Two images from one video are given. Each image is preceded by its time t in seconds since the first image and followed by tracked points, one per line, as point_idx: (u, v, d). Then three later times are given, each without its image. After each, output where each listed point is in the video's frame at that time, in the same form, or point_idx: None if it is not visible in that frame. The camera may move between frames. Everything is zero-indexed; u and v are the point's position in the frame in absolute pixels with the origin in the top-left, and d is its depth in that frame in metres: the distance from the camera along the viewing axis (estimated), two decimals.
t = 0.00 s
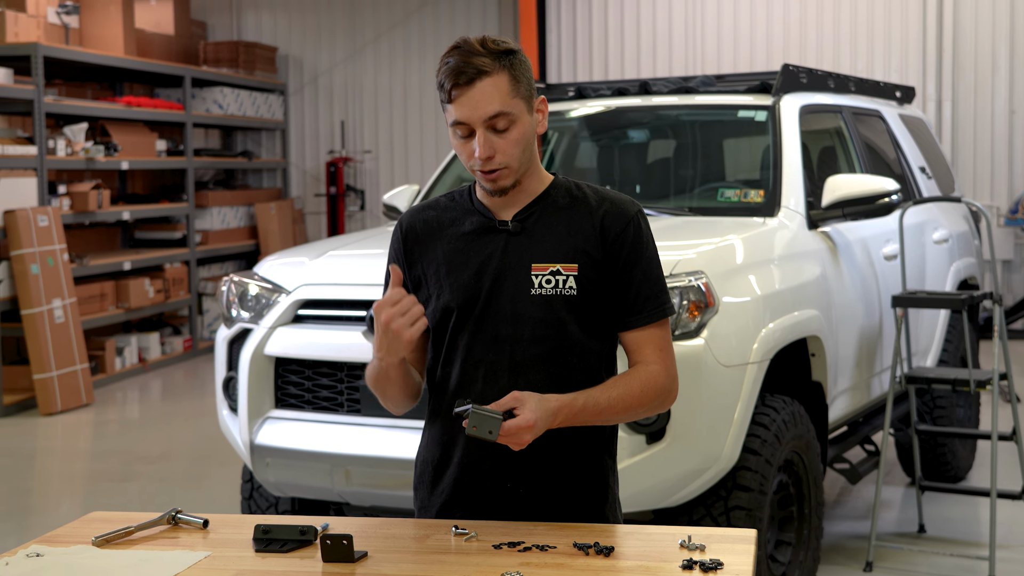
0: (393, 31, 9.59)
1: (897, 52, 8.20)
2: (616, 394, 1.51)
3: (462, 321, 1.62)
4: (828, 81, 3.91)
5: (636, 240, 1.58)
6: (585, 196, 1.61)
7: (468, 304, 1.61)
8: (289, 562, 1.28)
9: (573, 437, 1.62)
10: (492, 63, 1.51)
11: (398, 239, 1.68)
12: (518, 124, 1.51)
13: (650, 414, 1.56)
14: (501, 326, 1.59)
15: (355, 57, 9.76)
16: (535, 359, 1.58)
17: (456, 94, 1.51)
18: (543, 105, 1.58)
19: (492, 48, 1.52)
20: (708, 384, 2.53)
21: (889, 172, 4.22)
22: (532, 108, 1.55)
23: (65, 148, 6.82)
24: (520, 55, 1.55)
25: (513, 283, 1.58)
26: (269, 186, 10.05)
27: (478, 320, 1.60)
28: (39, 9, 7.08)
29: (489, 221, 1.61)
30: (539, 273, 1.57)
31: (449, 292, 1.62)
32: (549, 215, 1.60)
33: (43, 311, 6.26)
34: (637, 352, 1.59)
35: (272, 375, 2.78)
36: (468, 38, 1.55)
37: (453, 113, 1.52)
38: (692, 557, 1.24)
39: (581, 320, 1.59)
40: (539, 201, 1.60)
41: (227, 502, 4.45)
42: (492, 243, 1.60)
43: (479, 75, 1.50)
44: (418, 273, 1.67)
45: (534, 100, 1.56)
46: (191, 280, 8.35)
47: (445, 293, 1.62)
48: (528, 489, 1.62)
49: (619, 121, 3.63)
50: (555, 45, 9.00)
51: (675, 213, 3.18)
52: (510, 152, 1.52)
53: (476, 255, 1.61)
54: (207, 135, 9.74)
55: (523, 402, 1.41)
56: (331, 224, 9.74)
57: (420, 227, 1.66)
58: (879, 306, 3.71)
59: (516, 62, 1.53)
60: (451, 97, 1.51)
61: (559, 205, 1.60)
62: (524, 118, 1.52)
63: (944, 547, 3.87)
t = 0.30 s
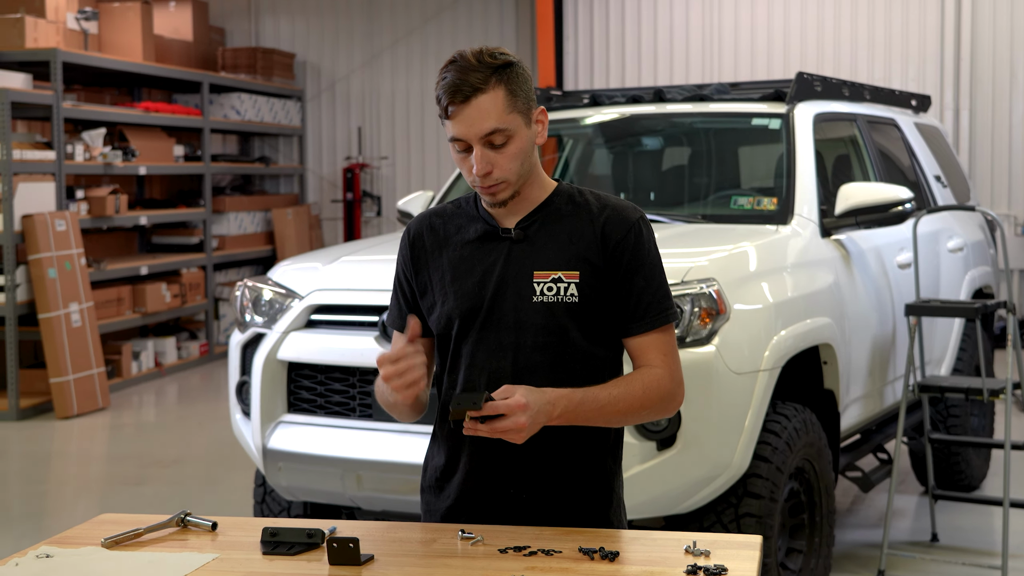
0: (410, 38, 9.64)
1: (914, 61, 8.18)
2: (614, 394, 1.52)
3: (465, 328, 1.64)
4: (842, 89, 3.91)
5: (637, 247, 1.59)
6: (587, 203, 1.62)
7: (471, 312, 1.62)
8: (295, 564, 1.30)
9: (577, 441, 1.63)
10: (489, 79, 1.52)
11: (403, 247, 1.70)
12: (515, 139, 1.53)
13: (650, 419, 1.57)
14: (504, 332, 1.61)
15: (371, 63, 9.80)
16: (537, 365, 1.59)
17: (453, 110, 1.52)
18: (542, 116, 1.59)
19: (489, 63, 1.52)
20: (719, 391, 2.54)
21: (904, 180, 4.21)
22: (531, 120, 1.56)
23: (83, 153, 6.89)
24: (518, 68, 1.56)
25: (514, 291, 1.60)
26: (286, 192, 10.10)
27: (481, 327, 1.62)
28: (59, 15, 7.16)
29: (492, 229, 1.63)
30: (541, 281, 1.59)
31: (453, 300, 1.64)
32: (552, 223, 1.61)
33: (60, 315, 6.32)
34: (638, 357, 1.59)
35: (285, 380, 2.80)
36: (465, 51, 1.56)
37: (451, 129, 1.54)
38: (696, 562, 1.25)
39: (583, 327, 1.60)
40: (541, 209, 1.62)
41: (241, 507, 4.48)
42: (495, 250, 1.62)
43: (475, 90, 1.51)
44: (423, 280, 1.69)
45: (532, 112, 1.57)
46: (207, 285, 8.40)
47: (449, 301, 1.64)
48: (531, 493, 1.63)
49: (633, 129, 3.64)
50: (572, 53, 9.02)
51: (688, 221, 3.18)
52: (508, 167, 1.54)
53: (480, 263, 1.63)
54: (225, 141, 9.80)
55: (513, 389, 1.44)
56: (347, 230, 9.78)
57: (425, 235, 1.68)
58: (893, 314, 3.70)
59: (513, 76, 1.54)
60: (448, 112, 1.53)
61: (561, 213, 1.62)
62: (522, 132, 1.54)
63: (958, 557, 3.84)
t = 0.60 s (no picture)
0: (422, 41, 9.67)
1: (926, 61, 8.15)
2: (608, 391, 1.53)
3: (464, 330, 1.65)
4: (852, 90, 3.90)
5: (634, 247, 1.60)
6: (584, 205, 1.63)
7: (469, 313, 1.63)
8: (301, 565, 1.31)
9: (574, 441, 1.64)
10: (483, 84, 1.52)
11: (401, 249, 1.71)
12: (511, 143, 1.54)
13: (645, 418, 1.57)
14: (502, 333, 1.62)
15: (383, 65, 9.83)
16: (536, 365, 1.60)
17: (448, 115, 1.53)
18: (538, 118, 1.60)
19: (483, 67, 1.53)
20: (728, 392, 2.53)
21: (914, 180, 4.20)
22: (526, 123, 1.57)
23: (96, 156, 6.94)
24: (513, 71, 1.56)
25: (512, 291, 1.61)
26: (298, 194, 10.14)
27: (480, 328, 1.63)
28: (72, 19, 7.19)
29: (490, 231, 1.64)
30: (539, 281, 1.60)
31: (451, 301, 1.65)
32: (549, 224, 1.62)
33: (74, 318, 6.35)
34: (634, 356, 1.60)
35: (295, 381, 2.82)
36: (460, 54, 1.56)
37: (446, 134, 1.54)
38: (700, 562, 1.26)
39: (582, 327, 1.61)
40: (539, 211, 1.63)
41: (252, 509, 4.49)
42: (493, 252, 1.63)
43: (470, 96, 1.51)
44: (422, 282, 1.70)
45: (527, 115, 1.57)
46: (220, 288, 8.44)
47: (448, 303, 1.65)
48: (529, 493, 1.64)
49: (643, 130, 3.64)
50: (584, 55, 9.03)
51: (698, 222, 3.18)
52: (503, 171, 1.55)
53: (477, 265, 1.64)
54: (237, 144, 9.85)
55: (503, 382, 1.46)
56: (359, 232, 9.81)
57: (423, 238, 1.69)
58: (903, 315, 3.69)
59: (508, 80, 1.54)
60: (444, 117, 1.53)
61: (558, 214, 1.63)
62: (517, 136, 1.55)
63: (970, 558, 3.83)
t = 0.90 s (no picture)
0: (431, 43, 9.69)
1: (937, 62, 8.12)
2: (595, 391, 1.55)
3: (453, 331, 1.66)
4: (860, 92, 3.90)
5: (618, 244, 1.62)
6: (567, 203, 1.65)
7: (457, 315, 1.64)
8: (304, 564, 1.32)
9: (562, 439, 1.65)
10: (459, 92, 1.53)
11: (384, 254, 1.71)
12: (490, 150, 1.55)
13: (630, 415, 1.59)
14: (491, 334, 1.63)
15: (393, 68, 9.86)
16: (526, 365, 1.61)
17: (426, 125, 1.54)
18: (517, 122, 1.60)
19: (459, 75, 1.54)
20: (733, 393, 2.53)
21: (922, 182, 4.19)
22: (505, 127, 1.58)
23: (106, 158, 6.97)
24: (490, 76, 1.57)
25: (499, 292, 1.62)
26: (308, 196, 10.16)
27: (468, 329, 1.64)
28: (82, 22, 7.22)
29: (474, 233, 1.65)
30: (526, 281, 1.61)
31: (438, 304, 1.66)
32: (534, 223, 1.63)
33: (83, 319, 6.38)
34: (619, 353, 1.62)
35: (302, 382, 2.83)
36: (436, 62, 1.57)
37: (426, 143, 1.55)
38: (702, 562, 1.26)
39: (570, 325, 1.63)
40: (522, 211, 1.64)
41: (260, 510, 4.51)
42: (479, 254, 1.64)
43: (447, 105, 1.53)
44: (406, 286, 1.70)
45: (507, 120, 1.58)
46: (230, 290, 8.48)
47: (435, 305, 1.66)
48: (524, 492, 1.65)
49: (650, 132, 3.64)
50: (593, 57, 9.03)
51: (705, 224, 3.18)
52: (484, 178, 1.56)
53: (463, 267, 1.65)
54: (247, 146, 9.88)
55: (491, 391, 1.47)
56: (368, 234, 9.83)
57: (407, 242, 1.70)
58: (910, 316, 3.68)
59: (485, 86, 1.55)
60: (422, 127, 1.54)
61: (541, 213, 1.64)
62: (496, 142, 1.56)
63: (979, 560, 3.82)
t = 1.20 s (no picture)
0: (441, 44, 9.70)
1: (946, 62, 8.08)
2: (583, 390, 1.57)
3: (436, 335, 1.66)
4: (868, 93, 3.89)
5: (596, 240, 1.64)
6: (542, 202, 1.67)
7: (440, 319, 1.65)
8: (306, 563, 1.32)
9: (549, 437, 1.66)
10: (435, 95, 1.54)
11: (360, 262, 1.70)
12: (467, 152, 1.56)
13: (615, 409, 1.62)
14: (475, 337, 1.63)
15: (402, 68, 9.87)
16: (512, 366, 1.63)
17: (402, 129, 1.54)
18: (491, 124, 1.61)
19: (434, 78, 1.54)
20: (740, 394, 2.53)
21: (931, 183, 4.18)
22: (480, 129, 1.59)
23: (116, 157, 7.00)
24: (463, 79, 1.58)
25: (482, 296, 1.63)
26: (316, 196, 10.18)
27: (452, 332, 1.64)
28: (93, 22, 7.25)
29: (452, 236, 1.65)
30: (508, 283, 1.62)
31: (420, 309, 1.66)
32: (513, 224, 1.65)
33: (93, 318, 6.40)
34: (600, 349, 1.65)
35: (309, 382, 2.84)
36: (408, 66, 1.57)
37: (402, 147, 1.55)
38: (704, 563, 1.26)
39: (553, 324, 1.64)
40: (498, 212, 1.65)
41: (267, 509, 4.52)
42: (459, 257, 1.65)
43: (424, 108, 1.53)
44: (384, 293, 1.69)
45: (481, 121, 1.59)
46: (239, 290, 8.50)
47: (416, 311, 1.66)
48: (516, 492, 1.66)
49: (658, 132, 3.64)
50: (603, 57, 9.01)
51: (712, 224, 3.18)
52: (462, 180, 1.57)
53: (444, 271, 1.65)
54: (256, 145, 9.90)
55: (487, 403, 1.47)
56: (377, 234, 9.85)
57: (383, 249, 1.69)
58: (918, 317, 3.67)
59: (459, 88, 1.56)
60: (398, 131, 1.54)
61: (518, 213, 1.66)
62: (473, 144, 1.57)
63: (987, 562, 3.81)
